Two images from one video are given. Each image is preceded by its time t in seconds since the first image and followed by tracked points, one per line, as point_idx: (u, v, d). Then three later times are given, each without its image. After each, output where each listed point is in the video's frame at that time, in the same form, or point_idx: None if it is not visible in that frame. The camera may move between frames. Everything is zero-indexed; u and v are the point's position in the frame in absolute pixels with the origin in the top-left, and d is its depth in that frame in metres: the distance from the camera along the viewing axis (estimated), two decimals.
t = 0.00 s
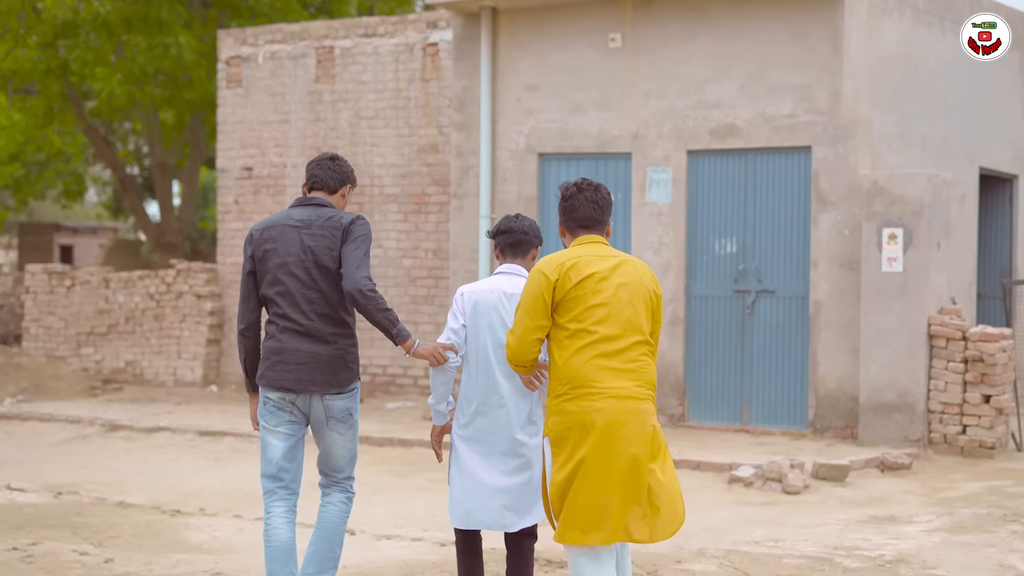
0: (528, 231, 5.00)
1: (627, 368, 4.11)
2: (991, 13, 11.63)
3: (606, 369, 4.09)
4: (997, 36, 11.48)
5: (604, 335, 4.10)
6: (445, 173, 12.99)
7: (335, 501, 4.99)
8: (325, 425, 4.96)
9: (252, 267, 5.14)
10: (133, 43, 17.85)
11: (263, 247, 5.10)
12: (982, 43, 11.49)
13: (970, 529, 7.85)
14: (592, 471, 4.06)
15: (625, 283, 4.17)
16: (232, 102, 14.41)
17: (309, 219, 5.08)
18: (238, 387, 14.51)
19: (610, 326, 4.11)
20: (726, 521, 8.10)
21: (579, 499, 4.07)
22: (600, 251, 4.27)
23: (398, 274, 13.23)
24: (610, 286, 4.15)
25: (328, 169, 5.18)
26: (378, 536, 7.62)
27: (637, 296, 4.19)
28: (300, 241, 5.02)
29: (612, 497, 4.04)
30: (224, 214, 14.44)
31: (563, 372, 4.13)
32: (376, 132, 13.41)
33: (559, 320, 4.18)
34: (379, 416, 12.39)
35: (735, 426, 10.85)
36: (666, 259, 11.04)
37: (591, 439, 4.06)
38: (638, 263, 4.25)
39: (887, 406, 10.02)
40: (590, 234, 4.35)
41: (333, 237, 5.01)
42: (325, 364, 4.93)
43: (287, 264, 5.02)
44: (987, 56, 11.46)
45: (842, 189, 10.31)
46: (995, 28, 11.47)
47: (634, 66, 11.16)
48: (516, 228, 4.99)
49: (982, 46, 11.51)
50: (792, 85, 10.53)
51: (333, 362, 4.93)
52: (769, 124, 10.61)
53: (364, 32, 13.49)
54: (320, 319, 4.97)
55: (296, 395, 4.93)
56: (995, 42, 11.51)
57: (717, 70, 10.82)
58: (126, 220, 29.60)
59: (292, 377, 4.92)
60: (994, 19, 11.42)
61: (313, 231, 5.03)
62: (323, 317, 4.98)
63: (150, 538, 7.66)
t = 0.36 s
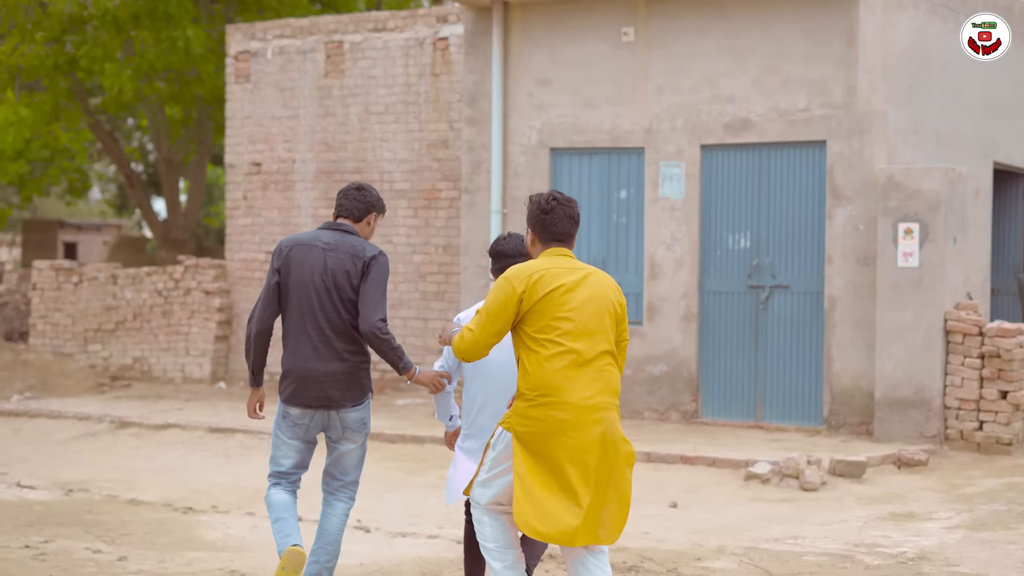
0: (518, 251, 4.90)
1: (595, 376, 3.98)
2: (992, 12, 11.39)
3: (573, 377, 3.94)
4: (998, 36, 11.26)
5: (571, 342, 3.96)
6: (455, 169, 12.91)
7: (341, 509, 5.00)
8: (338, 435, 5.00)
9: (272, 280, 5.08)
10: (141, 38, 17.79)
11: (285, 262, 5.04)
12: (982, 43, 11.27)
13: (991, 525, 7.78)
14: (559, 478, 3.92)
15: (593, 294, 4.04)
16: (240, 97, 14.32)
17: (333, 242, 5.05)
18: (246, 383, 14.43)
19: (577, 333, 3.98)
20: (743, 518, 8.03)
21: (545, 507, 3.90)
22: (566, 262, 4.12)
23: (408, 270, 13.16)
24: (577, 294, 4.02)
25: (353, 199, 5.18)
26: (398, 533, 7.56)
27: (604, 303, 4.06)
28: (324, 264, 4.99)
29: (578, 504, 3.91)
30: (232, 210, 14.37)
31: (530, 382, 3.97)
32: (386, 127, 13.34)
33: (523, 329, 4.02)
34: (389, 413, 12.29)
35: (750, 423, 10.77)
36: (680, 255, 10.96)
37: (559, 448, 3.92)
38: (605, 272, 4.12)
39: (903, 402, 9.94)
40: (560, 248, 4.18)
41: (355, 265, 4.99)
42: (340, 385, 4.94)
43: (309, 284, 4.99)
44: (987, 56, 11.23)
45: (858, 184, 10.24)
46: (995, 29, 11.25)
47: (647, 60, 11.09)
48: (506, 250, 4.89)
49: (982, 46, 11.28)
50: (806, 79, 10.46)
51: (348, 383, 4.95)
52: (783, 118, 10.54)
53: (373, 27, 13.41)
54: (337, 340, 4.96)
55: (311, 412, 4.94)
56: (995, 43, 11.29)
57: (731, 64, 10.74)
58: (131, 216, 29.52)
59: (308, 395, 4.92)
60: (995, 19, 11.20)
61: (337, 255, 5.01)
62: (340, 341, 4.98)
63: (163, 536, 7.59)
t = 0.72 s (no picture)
0: (559, 239, 5.54)
1: (492, 365, 4.43)
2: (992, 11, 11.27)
3: (470, 367, 4.41)
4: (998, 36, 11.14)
5: (468, 335, 4.42)
6: (460, 166, 12.87)
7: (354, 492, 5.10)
8: (344, 428, 5.22)
9: (296, 277, 5.40)
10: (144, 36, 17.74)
11: (308, 262, 5.34)
12: (982, 43, 11.13)
13: (1002, 523, 7.74)
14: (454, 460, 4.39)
15: (492, 292, 4.47)
16: (244, 95, 14.26)
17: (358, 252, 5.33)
18: (250, 382, 14.38)
19: (474, 327, 4.43)
20: (753, 516, 8.00)
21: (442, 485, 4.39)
22: (471, 261, 4.53)
23: (412, 268, 13.12)
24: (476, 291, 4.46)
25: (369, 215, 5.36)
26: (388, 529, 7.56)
27: (505, 296, 4.49)
28: (346, 272, 5.28)
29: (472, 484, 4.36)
30: (236, 209, 14.32)
31: (429, 372, 4.46)
32: (390, 125, 13.31)
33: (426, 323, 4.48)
34: (394, 411, 12.26)
35: (756, 420, 10.71)
36: (686, 252, 10.92)
37: (453, 433, 4.38)
38: (507, 266, 4.54)
39: (911, 400, 9.90)
40: (467, 244, 4.59)
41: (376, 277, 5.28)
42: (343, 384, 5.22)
43: (329, 288, 5.28)
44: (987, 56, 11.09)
45: (865, 180, 10.20)
46: (996, 28, 11.13)
47: (653, 57, 11.05)
48: (547, 238, 5.53)
49: (982, 45, 11.14)
50: (813, 75, 10.42)
51: (351, 383, 5.22)
52: (790, 115, 10.50)
53: (377, 24, 13.36)
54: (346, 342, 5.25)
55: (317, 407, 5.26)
56: (995, 43, 11.15)
57: (737, 60, 10.71)
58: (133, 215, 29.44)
59: (312, 390, 5.23)
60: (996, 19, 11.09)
61: (358, 266, 5.29)
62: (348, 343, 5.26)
63: (170, 535, 7.56)
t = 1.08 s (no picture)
0: (608, 247, 5.84)
1: (437, 353, 5.16)
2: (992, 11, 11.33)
3: (417, 353, 5.17)
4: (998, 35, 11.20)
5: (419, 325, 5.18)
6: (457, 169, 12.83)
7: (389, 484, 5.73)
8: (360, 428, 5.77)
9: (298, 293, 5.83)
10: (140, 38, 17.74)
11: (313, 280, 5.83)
12: (982, 43, 11.20)
13: (1003, 525, 7.73)
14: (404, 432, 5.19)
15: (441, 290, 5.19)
16: (240, 98, 14.23)
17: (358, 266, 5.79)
18: (247, 385, 14.34)
19: (425, 319, 5.18)
20: (753, 517, 7.98)
21: (382, 455, 5.14)
22: (433, 263, 5.25)
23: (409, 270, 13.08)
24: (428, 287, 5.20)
25: (373, 235, 5.86)
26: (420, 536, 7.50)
27: (451, 292, 5.17)
28: (345, 283, 5.72)
29: (398, 450, 5.12)
30: (232, 211, 14.29)
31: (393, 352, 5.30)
32: (387, 127, 13.29)
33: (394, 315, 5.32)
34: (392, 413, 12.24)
35: (754, 422, 10.70)
36: (684, 254, 10.90)
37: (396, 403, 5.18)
38: (461, 265, 5.21)
39: (909, 401, 9.89)
40: (437, 245, 5.27)
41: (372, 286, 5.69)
42: (352, 385, 5.66)
43: (329, 298, 5.72)
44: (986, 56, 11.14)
45: (863, 182, 10.19)
46: (996, 28, 11.19)
47: (650, 58, 11.04)
48: (599, 245, 5.84)
49: (982, 46, 11.22)
50: (811, 77, 10.41)
51: (360, 383, 5.67)
52: (788, 117, 10.50)
53: (374, 27, 13.34)
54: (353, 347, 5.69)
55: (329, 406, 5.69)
56: (996, 42, 11.22)
57: (735, 62, 10.70)
58: (127, 219, 29.34)
59: (323, 391, 5.66)
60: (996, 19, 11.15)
61: (358, 277, 5.73)
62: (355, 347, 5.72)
63: (169, 537, 7.52)
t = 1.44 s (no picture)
0: (644, 247, 6.06)
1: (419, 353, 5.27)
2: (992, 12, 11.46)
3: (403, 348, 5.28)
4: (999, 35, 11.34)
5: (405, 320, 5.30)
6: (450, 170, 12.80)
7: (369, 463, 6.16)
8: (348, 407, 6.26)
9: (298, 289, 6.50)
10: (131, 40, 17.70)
11: (308, 275, 6.45)
12: (982, 43, 11.32)
13: (996, 525, 7.73)
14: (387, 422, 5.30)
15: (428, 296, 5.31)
16: (232, 99, 14.20)
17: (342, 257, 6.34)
18: (239, 387, 14.29)
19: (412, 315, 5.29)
20: (746, 518, 7.97)
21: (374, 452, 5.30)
22: (426, 270, 5.41)
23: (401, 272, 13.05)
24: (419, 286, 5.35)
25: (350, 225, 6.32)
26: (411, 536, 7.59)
27: (439, 290, 5.32)
28: (324, 274, 6.31)
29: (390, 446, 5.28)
30: (224, 213, 14.26)
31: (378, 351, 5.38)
32: (379, 128, 13.25)
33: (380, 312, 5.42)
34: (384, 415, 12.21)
35: (747, 423, 10.68)
36: (677, 255, 10.89)
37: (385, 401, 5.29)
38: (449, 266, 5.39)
39: (902, 402, 9.89)
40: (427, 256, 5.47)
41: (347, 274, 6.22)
42: (338, 365, 6.18)
43: (314, 290, 6.33)
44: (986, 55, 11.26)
45: (856, 182, 10.19)
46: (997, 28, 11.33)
47: (643, 59, 11.04)
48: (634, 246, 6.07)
49: (982, 46, 11.34)
50: (804, 78, 10.41)
51: (343, 362, 6.16)
52: (780, 118, 10.49)
53: (366, 28, 13.32)
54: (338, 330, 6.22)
55: (316, 387, 6.24)
56: (996, 42, 11.35)
57: (728, 62, 10.70)
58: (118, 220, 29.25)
59: (309, 371, 6.23)
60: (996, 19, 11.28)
61: (335, 267, 6.29)
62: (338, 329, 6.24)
63: (161, 539, 7.49)
